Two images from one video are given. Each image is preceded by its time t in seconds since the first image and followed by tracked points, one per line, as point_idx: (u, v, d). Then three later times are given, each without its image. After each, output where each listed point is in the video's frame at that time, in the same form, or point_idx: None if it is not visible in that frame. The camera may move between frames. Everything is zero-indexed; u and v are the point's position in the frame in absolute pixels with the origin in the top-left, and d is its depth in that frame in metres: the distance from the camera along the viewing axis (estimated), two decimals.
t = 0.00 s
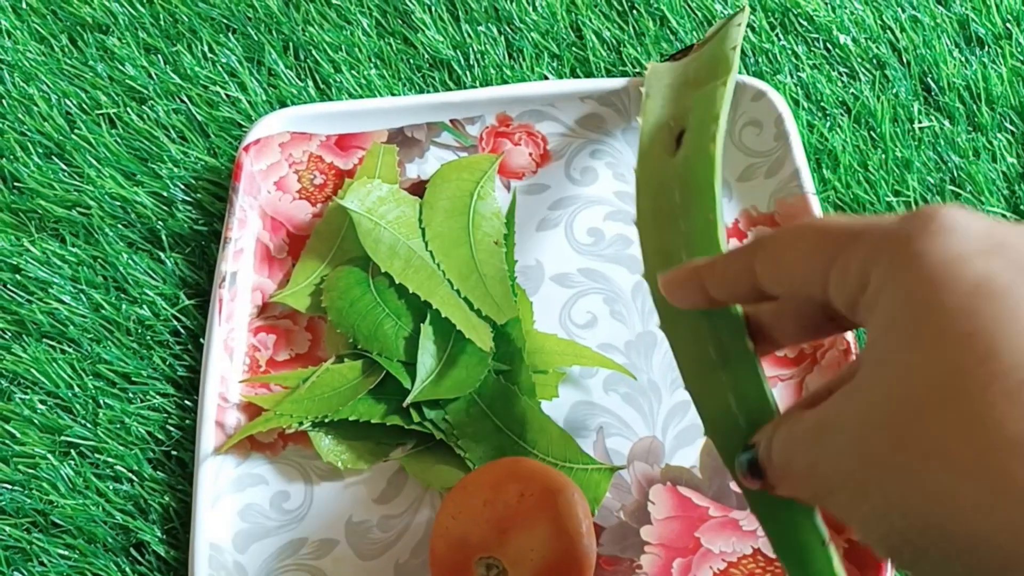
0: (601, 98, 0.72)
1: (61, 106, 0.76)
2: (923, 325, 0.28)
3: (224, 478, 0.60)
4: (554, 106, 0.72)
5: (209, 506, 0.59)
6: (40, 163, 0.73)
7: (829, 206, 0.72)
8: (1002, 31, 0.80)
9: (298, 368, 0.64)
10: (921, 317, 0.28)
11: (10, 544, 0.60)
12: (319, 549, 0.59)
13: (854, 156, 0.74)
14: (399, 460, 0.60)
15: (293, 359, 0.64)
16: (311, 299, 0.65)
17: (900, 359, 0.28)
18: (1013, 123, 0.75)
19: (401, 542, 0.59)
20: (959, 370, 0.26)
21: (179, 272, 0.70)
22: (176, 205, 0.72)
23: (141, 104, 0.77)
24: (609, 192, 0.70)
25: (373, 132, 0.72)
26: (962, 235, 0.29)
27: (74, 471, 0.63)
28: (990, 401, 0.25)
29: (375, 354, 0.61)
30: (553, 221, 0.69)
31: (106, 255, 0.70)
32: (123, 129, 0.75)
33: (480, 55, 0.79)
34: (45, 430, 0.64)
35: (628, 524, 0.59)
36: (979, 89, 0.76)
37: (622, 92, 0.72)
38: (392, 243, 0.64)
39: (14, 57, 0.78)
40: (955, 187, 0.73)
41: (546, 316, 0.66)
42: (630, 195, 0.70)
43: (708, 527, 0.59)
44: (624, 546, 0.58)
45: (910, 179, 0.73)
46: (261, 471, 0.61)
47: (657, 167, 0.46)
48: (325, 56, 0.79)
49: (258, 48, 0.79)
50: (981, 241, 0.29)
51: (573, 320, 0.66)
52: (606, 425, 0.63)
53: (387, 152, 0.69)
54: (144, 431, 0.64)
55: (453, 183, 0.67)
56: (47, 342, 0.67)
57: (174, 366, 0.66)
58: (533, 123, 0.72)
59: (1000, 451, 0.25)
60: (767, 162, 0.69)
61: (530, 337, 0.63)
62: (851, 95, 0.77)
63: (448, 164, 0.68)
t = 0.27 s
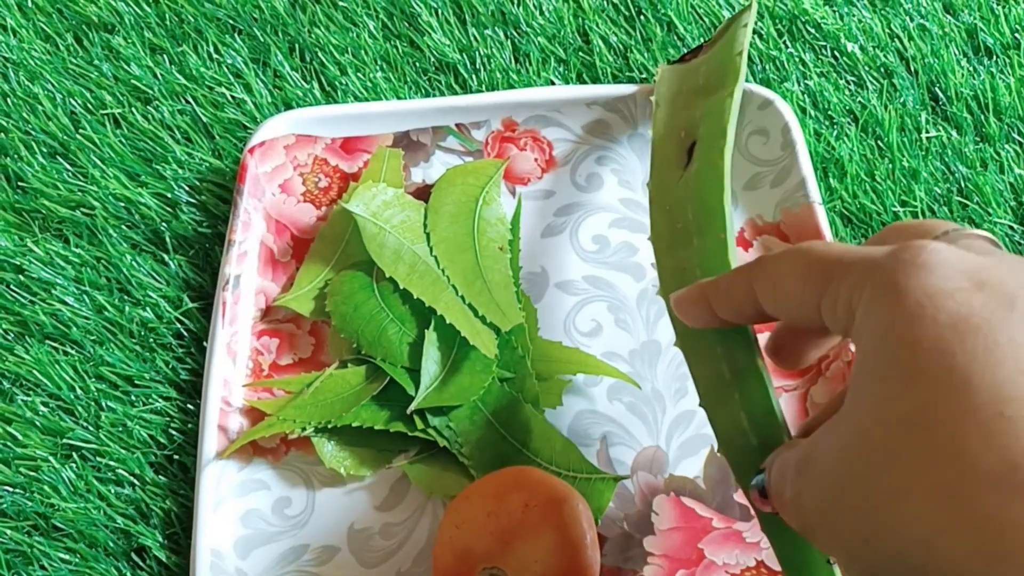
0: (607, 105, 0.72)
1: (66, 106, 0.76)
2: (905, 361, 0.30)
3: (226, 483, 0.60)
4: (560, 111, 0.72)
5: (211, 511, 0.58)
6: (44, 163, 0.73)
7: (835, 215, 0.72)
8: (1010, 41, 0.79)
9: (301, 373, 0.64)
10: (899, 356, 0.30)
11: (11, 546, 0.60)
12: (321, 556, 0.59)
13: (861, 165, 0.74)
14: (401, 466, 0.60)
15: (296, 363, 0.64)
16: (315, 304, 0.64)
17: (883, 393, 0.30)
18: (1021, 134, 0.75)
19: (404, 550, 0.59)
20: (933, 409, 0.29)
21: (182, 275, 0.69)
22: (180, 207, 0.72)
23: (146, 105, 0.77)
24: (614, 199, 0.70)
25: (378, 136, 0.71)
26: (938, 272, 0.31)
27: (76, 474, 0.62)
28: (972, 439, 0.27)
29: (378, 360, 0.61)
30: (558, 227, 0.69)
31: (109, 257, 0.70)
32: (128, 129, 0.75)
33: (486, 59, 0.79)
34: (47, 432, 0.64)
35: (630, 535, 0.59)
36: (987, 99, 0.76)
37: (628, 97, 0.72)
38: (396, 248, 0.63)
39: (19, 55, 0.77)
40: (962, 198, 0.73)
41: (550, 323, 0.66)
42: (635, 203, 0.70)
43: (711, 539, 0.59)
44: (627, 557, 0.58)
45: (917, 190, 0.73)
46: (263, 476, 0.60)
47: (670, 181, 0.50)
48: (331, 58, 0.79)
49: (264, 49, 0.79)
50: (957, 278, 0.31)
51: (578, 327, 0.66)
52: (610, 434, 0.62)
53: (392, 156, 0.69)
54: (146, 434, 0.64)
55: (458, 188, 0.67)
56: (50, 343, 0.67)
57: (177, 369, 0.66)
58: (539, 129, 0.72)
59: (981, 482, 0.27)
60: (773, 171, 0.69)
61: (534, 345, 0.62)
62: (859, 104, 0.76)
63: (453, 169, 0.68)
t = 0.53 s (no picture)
0: (602, 103, 0.72)
1: (63, 104, 0.76)
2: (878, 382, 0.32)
3: (222, 479, 0.60)
4: (556, 110, 0.72)
5: (206, 507, 0.59)
6: (42, 161, 0.73)
7: (830, 212, 0.72)
8: (1004, 39, 0.80)
9: (297, 369, 0.64)
10: (874, 376, 0.32)
11: (7, 542, 0.61)
12: (317, 551, 0.59)
13: (855, 163, 0.74)
14: (397, 462, 0.60)
15: (293, 359, 0.64)
16: (311, 300, 0.65)
17: (856, 410, 0.33)
18: (1014, 132, 0.75)
19: (399, 544, 0.59)
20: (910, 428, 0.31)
21: (179, 272, 0.70)
22: (177, 204, 0.72)
23: (144, 103, 0.77)
24: (609, 197, 0.70)
25: (374, 133, 0.72)
26: (901, 288, 0.33)
27: (72, 470, 0.63)
28: (948, 459, 0.30)
29: (375, 356, 0.61)
30: (553, 224, 0.69)
31: (106, 253, 0.70)
32: (125, 127, 0.75)
33: (482, 57, 0.79)
34: (44, 428, 0.64)
35: (625, 531, 0.59)
36: (981, 97, 0.76)
37: (623, 96, 0.72)
38: (392, 245, 0.64)
39: (16, 53, 0.78)
40: (955, 196, 0.73)
41: (545, 320, 0.66)
42: (630, 200, 0.70)
43: (704, 534, 0.59)
44: (621, 552, 0.59)
45: (911, 187, 0.73)
46: (259, 472, 0.61)
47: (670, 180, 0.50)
48: (328, 57, 0.79)
49: (261, 47, 0.79)
50: (919, 294, 0.33)
51: (574, 324, 0.66)
52: (604, 430, 0.62)
53: (387, 153, 0.69)
54: (142, 430, 0.64)
55: (453, 186, 0.67)
56: (47, 340, 0.67)
57: (173, 366, 0.66)
58: (534, 126, 0.72)
59: (964, 489, 0.29)
60: (767, 170, 0.69)
61: (530, 342, 0.63)
62: (853, 102, 0.77)
63: (449, 166, 0.68)
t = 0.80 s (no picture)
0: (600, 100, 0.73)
1: (66, 102, 0.77)
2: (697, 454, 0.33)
3: (225, 471, 0.61)
4: (554, 107, 0.73)
5: (211, 499, 0.59)
6: (46, 158, 0.74)
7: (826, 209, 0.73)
8: (998, 38, 0.80)
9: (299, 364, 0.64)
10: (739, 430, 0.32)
11: (14, 534, 0.62)
12: (319, 543, 0.60)
13: (851, 161, 0.75)
14: (398, 456, 0.61)
15: (294, 355, 0.65)
16: (313, 296, 0.66)
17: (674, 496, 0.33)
18: (1008, 129, 0.76)
19: (401, 536, 0.60)
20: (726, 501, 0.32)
21: (182, 268, 0.70)
22: (181, 201, 0.73)
23: (146, 101, 0.78)
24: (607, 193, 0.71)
25: (375, 131, 0.72)
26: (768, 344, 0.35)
27: (77, 463, 0.64)
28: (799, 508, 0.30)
29: (375, 351, 0.62)
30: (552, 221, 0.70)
31: (110, 250, 0.71)
32: (128, 125, 0.76)
33: (482, 55, 0.80)
34: (49, 422, 0.65)
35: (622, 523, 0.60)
36: (976, 95, 0.77)
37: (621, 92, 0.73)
38: (392, 242, 0.65)
39: (21, 52, 0.79)
40: (950, 192, 0.73)
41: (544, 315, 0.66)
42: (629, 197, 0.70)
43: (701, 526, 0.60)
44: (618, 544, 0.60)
45: (906, 184, 0.74)
46: (262, 465, 0.61)
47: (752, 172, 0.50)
48: (329, 55, 0.80)
49: (262, 45, 0.80)
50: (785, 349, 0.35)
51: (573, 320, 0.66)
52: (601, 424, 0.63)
53: (388, 151, 0.70)
54: (146, 424, 0.65)
55: (454, 183, 0.68)
56: (52, 335, 0.68)
57: (177, 361, 0.67)
58: (533, 124, 0.73)
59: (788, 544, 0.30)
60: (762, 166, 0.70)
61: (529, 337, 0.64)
62: (849, 100, 0.77)
63: (449, 163, 0.69)
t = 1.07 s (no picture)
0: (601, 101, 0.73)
1: (71, 104, 0.77)
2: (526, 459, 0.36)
3: (230, 470, 0.61)
4: (556, 108, 0.73)
5: (216, 497, 0.60)
6: (51, 160, 0.75)
7: (825, 210, 0.73)
8: (997, 41, 0.81)
9: (302, 364, 0.65)
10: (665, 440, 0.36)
11: (20, 533, 0.62)
12: (323, 541, 0.60)
13: (851, 162, 0.75)
14: (400, 455, 0.61)
15: (297, 354, 0.66)
16: (316, 296, 0.66)
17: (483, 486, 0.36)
18: (1007, 131, 0.77)
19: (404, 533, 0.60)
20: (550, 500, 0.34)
21: (186, 269, 0.71)
22: (185, 203, 0.73)
23: (151, 103, 0.78)
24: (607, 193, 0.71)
25: (378, 133, 0.73)
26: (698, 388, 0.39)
27: (82, 463, 0.64)
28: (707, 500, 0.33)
29: (378, 352, 0.63)
30: (554, 221, 0.70)
31: (115, 251, 0.71)
32: (133, 127, 0.77)
33: (484, 58, 0.80)
34: (54, 422, 0.65)
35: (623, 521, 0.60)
36: (974, 97, 0.78)
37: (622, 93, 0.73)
38: (395, 243, 0.65)
39: (26, 54, 0.79)
40: (949, 194, 0.74)
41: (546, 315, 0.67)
42: (630, 198, 0.70)
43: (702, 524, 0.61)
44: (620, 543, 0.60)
45: (905, 186, 0.74)
46: (267, 464, 0.62)
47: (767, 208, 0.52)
48: (332, 58, 0.80)
49: (266, 48, 0.81)
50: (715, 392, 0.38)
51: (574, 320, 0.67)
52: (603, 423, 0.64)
53: (390, 152, 0.71)
54: (151, 424, 0.65)
55: (456, 184, 0.69)
56: (57, 336, 0.68)
57: (182, 361, 0.68)
58: (534, 126, 0.73)
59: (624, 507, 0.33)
60: (763, 167, 0.71)
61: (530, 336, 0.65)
62: (849, 102, 0.78)
63: (452, 165, 0.70)
